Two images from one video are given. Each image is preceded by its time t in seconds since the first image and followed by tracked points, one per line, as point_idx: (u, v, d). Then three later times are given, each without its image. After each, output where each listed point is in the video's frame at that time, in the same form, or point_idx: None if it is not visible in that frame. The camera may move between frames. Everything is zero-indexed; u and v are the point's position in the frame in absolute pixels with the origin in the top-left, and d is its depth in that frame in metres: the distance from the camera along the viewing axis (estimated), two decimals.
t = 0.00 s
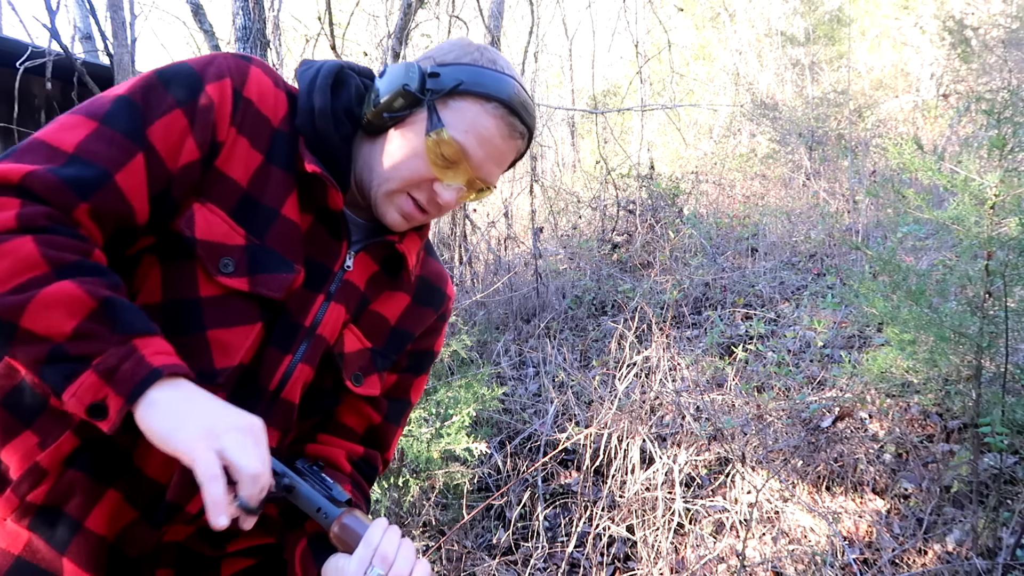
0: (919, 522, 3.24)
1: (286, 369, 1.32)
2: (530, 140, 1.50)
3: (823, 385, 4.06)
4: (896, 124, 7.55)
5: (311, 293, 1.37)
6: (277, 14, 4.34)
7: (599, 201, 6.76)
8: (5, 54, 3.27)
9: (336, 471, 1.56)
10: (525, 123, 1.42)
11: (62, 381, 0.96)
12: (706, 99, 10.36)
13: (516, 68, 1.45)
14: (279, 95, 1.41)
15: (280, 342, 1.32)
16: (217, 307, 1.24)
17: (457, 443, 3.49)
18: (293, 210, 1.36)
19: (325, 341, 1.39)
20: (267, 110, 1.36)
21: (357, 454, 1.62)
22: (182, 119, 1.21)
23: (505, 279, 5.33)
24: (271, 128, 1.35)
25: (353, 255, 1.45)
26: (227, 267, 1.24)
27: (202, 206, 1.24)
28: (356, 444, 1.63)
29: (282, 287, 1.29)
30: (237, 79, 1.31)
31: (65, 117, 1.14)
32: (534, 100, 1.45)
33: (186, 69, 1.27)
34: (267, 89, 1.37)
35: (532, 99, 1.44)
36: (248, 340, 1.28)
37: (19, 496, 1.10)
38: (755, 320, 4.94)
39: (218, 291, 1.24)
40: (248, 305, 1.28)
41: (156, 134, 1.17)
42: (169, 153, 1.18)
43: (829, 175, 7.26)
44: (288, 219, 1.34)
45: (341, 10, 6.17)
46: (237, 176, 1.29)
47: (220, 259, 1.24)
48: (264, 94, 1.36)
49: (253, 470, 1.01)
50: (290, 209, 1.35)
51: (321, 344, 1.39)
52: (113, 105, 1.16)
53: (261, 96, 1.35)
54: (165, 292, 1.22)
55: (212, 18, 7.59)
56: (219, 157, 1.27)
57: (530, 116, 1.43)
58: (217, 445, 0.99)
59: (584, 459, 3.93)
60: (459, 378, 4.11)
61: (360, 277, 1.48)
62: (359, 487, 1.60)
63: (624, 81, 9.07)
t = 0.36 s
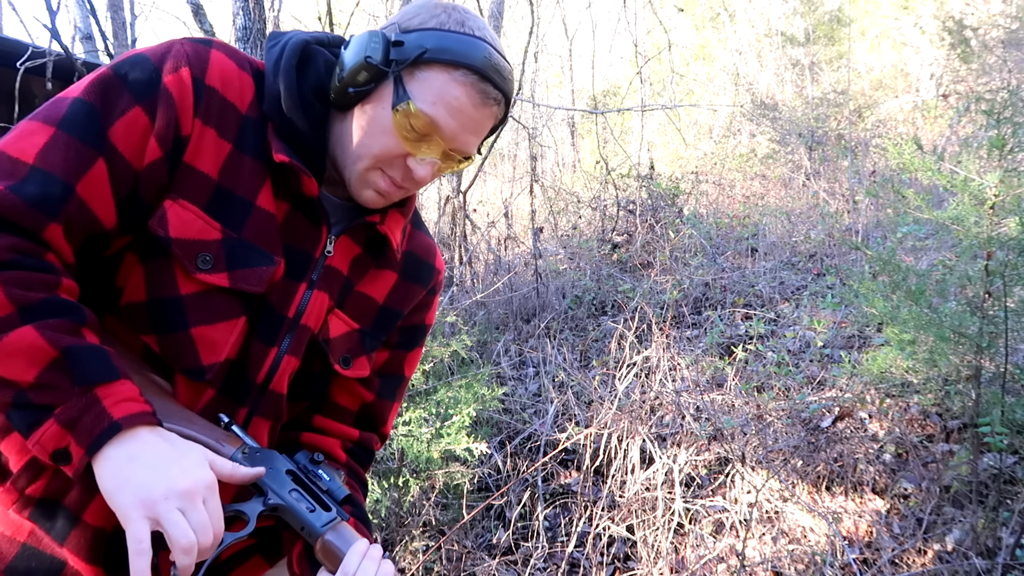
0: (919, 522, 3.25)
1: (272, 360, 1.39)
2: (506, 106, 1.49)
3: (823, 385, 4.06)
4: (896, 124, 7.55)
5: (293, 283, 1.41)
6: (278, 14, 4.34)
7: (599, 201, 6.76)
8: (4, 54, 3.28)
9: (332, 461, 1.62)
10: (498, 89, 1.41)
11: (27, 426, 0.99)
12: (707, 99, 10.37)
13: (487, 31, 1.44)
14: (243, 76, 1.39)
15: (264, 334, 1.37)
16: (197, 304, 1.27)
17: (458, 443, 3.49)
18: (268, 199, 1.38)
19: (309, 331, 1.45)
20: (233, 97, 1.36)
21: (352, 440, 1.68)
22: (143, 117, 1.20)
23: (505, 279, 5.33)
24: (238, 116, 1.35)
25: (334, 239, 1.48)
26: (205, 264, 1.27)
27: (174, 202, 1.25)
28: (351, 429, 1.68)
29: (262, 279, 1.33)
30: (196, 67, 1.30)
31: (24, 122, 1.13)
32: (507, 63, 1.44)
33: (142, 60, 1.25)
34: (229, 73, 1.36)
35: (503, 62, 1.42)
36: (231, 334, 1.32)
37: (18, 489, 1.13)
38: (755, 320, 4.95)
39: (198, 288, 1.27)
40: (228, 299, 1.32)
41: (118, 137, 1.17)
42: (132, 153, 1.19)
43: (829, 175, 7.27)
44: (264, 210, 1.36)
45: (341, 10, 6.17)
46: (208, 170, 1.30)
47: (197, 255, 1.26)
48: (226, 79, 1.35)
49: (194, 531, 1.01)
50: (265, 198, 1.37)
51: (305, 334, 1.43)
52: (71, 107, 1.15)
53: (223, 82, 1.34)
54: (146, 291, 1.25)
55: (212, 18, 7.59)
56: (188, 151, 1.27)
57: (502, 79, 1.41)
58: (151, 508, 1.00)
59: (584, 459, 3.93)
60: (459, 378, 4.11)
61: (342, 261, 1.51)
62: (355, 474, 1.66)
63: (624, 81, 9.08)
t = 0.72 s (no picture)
0: (919, 522, 3.25)
1: (281, 351, 1.41)
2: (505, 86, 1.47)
3: (823, 385, 4.06)
4: (896, 124, 7.55)
5: (297, 273, 1.44)
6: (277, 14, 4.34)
7: (599, 201, 6.77)
8: (5, 54, 3.28)
9: (357, 449, 1.65)
10: (496, 69, 1.39)
11: (76, 376, 1.10)
12: (707, 99, 10.37)
13: (483, 10, 1.42)
14: (235, 66, 1.40)
15: (269, 323, 1.39)
16: (196, 295, 1.29)
17: (458, 444, 3.49)
18: (264, 188, 1.39)
19: (315, 320, 1.48)
20: (225, 86, 1.37)
21: (374, 424, 1.71)
22: (125, 108, 1.23)
23: (505, 279, 5.33)
24: (231, 105, 1.37)
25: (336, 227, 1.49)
26: (202, 255, 1.29)
27: (168, 195, 1.27)
28: (372, 414, 1.70)
29: (260, 270, 1.34)
30: (183, 57, 1.31)
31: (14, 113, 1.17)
32: (504, 43, 1.42)
33: (128, 52, 1.27)
34: (219, 62, 1.37)
35: (500, 41, 1.40)
36: (233, 324, 1.34)
37: (44, 480, 1.26)
38: (755, 320, 4.95)
39: (197, 280, 1.30)
40: (227, 291, 1.33)
41: (99, 129, 1.21)
42: (115, 143, 1.22)
43: (829, 175, 7.27)
44: (260, 200, 1.38)
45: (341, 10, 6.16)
46: (200, 161, 1.32)
47: (194, 247, 1.28)
48: (216, 69, 1.36)
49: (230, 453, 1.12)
50: (261, 187, 1.38)
51: (313, 323, 1.46)
52: (52, 99, 1.17)
53: (213, 72, 1.36)
54: (146, 281, 1.27)
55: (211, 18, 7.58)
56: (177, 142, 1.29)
57: (500, 59, 1.39)
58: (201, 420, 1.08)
59: (584, 459, 3.93)
60: (459, 378, 4.11)
61: (344, 248, 1.53)
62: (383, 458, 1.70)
63: (624, 81, 9.07)
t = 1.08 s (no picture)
0: (919, 522, 3.25)
1: (304, 350, 1.44)
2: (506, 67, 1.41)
3: (823, 384, 4.06)
4: (896, 124, 7.54)
5: (312, 273, 1.44)
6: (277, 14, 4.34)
7: (599, 201, 6.76)
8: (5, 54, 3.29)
9: (391, 431, 1.67)
10: (494, 51, 1.33)
11: (127, 413, 1.19)
12: (707, 99, 10.38)
13: None
14: (231, 70, 1.37)
15: (290, 325, 1.41)
16: (217, 304, 1.31)
17: (458, 443, 3.50)
18: (273, 191, 1.38)
19: (334, 317, 1.49)
20: (224, 93, 1.34)
21: (403, 404, 1.70)
22: (137, 133, 1.22)
23: (505, 279, 5.33)
24: (231, 111, 1.34)
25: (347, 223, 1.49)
26: (218, 266, 1.29)
27: (181, 208, 1.27)
28: (399, 396, 1.70)
29: (277, 275, 1.35)
30: (180, 69, 1.29)
31: (29, 147, 1.16)
32: (502, 25, 1.36)
33: (127, 69, 1.24)
34: (216, 68, 1.35)
35: (497, 24, 1.34)
36: (254, 330, 1.36)
37: (74, 482, 1.26)
38: (755, 320, 4.94)
39: (216, 288, 1.31)
40: (246, 298, 1.34)
41: (119, 158, 1.20)
42: (133, 169, 1.22)
43: (829, 175, 7.27)
44: (271, 205, 1.37)
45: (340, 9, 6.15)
46: (211, 173, 1.31)
47: (211, 258, 1.28)
48: (213, 76, 1.33)
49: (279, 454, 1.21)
50: (269, 192, 1.37)
51: (332, 321, 1.48)
52: (69, 131, 1.16)
53: (212, 80, 1.33)
54: (166, 293, 1.29)
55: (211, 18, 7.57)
56: (188, 156, 1.28)
57: (497, 41, 1.34)
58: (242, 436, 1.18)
59: (584, 459, 3.92)
60: (459, 379, 4.11)
61: (359, 243, 1.53)
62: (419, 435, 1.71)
63: (624, 81, 9.07)
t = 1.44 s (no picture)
0: (920, 522, 3.25)
1: (320, 358, 1.46)
2: None
3: (823, 384, 4.05)
4: (896, 124, 7.53)
5: (318, 283, 1.44)
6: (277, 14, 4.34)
7: (599, 201, 6.76)
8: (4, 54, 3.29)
9: (409, 406, 1.70)
10: None
11: (149, 481, 1.22)
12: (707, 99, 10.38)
13: None
14: (208, 106, 1.30)
15: (305, 337, 1.43)
16: (227, 337, 1.32)
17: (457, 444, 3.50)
18: (264, 218, 1.36)
19: (348, 322, 1.51)
20: (202, 132, 1.28)
21: (417, 378, 1.73)
22: (123, 188, 1.17)
23: (505, 279, 5.33)
24: (214, 148, 1.29)
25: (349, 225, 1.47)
26: (223, 301, 1.30)
27: (178, 254, 1.26)
28: (412, 370, 1.72)
29: (284, 299, 1.37)
30: (155, 115, 1.22)
31: (14, 219, 1.13)
32: None
33: (101, 123, 1.17)
34: (192, 104, 1.28)
35: None
36: (268, 352, 1.38)
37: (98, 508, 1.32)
38: (755, 320, 4.94)
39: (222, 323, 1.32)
40: (254, 326, 1.35)
41: (110, 218, 1.17)
42: (127, 226, 1.18)
43: (829, 175, 7.27)
44: (267, 232, 1.36)
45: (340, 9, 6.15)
46: (205, 215, 1.29)
47: (214, 295, 1.29)
48: (190, 113, 1.27)
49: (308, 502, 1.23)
50: (260, 220, 1.35)
51: (347, 327, 1.50)
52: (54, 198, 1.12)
53: (191, 117, 1.27)
54: (172, 333, 1.30)
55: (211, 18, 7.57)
56: (178, 203, 1.25)
57: None
58: (270, 499, 1.21)
59: (583, 459, 3.92)
60: (459, 379, 4.11)
61: (364, 241, 1.52)
62: (438, 400, 1.73)
63: (625, 81, 9.07)
